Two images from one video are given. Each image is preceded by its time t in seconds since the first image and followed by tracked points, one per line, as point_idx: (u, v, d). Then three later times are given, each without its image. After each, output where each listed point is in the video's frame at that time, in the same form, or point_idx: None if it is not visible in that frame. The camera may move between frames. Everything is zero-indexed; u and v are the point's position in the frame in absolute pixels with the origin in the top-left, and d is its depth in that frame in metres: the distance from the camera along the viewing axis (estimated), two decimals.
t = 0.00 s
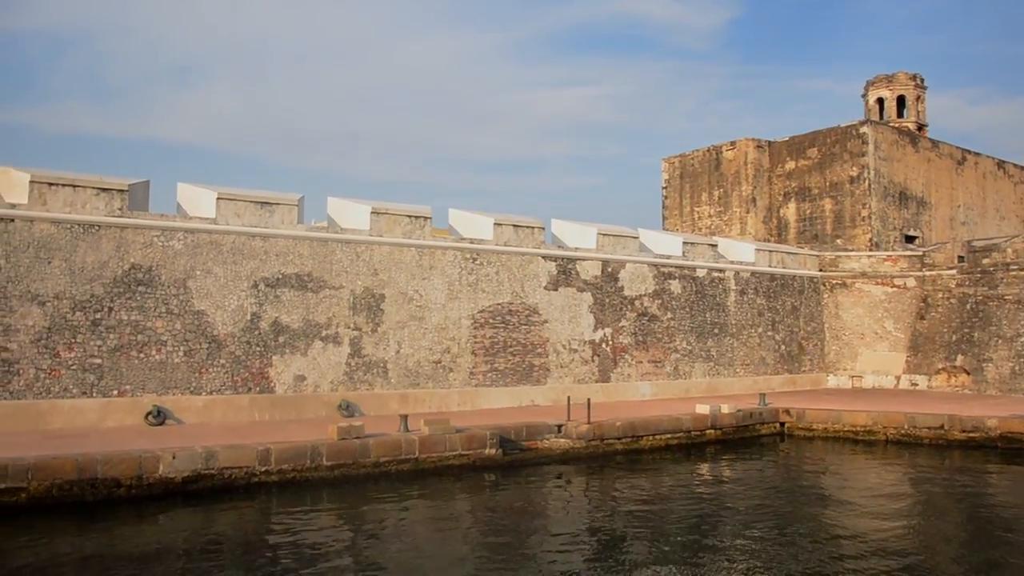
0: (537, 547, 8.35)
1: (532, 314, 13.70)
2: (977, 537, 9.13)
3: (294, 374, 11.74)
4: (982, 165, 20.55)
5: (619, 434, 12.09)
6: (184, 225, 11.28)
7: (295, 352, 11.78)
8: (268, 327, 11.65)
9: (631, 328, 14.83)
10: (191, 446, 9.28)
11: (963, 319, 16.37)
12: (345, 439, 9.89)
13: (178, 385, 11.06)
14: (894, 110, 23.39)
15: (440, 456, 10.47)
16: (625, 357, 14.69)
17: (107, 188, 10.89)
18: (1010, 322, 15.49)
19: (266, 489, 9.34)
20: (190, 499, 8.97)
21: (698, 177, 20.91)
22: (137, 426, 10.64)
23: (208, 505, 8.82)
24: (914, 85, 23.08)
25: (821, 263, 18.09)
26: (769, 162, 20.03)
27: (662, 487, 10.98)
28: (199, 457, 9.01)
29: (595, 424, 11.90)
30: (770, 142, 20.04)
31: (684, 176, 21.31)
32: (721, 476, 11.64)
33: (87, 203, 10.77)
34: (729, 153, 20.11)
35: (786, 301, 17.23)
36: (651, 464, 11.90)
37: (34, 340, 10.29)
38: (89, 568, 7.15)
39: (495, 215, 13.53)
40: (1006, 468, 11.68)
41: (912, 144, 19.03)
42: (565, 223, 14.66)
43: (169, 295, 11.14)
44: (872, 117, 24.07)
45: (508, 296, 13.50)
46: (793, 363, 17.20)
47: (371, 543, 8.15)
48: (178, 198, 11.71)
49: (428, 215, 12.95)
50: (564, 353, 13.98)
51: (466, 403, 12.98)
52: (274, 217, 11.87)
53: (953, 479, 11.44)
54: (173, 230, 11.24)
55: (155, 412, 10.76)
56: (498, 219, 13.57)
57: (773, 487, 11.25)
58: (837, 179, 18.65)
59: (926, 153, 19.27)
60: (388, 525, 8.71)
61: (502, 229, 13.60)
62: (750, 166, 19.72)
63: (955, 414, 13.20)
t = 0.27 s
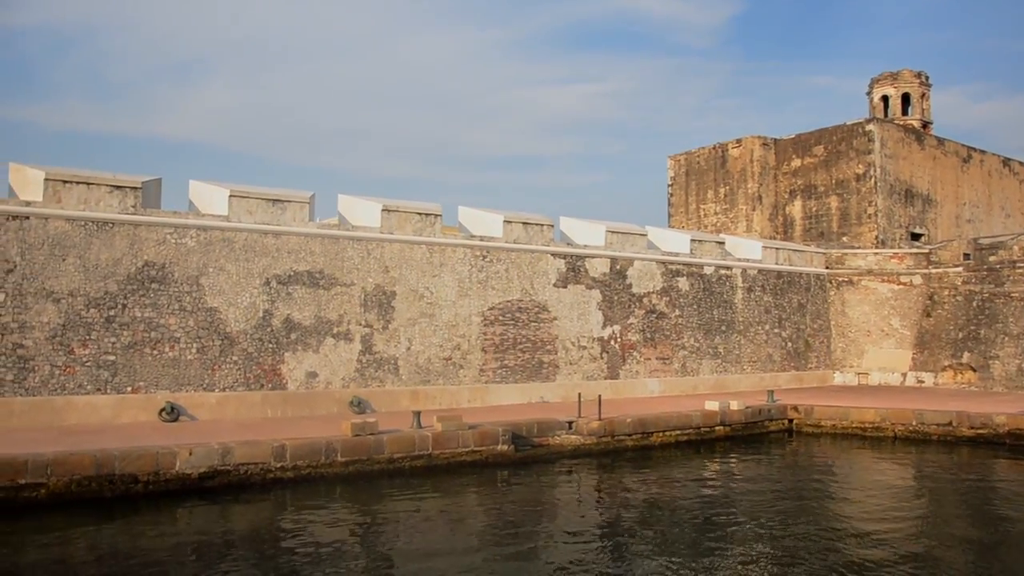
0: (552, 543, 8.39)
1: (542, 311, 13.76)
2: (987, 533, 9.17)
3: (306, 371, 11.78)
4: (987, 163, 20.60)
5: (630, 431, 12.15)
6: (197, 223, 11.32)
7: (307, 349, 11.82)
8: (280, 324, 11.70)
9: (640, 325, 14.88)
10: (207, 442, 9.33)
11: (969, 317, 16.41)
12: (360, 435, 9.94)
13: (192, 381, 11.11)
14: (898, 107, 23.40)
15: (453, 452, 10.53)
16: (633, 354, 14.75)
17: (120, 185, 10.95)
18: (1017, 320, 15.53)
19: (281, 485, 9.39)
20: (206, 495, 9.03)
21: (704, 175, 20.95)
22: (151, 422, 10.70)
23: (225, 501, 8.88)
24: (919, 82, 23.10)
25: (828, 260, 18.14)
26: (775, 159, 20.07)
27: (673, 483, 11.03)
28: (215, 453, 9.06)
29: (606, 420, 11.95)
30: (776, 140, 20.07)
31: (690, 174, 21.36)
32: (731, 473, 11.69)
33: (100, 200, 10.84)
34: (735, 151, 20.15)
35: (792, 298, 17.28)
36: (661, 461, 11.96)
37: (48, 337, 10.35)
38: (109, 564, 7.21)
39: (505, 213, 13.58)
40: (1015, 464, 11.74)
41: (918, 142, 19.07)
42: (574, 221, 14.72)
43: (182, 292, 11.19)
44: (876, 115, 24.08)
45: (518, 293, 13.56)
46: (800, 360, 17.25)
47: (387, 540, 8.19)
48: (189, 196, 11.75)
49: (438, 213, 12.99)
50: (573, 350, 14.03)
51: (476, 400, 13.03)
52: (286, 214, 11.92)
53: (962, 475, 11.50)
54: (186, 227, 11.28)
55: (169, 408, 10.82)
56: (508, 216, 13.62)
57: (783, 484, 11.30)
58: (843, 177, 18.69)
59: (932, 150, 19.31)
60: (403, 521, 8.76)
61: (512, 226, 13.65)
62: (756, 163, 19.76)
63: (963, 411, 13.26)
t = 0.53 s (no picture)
0: (567, 540, 8.45)
1: (552, 308, 13.83)
2: (1000, 530, 9.22)
3: (319, 368, 11.83)
4: (993, 160, 20.67)
5: (642, 428, 12.23)
6: (211, 221, 11.37)
7: (321, 347, 11.87)
8: (293, 322, 11.75)
9: (649, 322, 14.95)
10: (225, 440, 9.38)
11: (976, 314, 16.45)
12: (375, 433, 10.00)
13: (206, 379, 11.16)
14: (903, 105, 23.41)
15: (468, 449, 10.60)
16: (642, 351, 14.82)
17: (135, 184, 11.03)
18: None
19: (298, 483, 9.45)
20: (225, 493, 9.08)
21: (710, 173, 21.01)
22: (166, 420, 10.77)
23: (243, 499, 8.93)
24: (924, 80, 23.11)
25: (835, 258, 18.19)
26: (781, 157, 20.13)
27: (686, 480, 11.09)
28: (233, 451, 9.11)
29: (618, 417, 12.02)
30: (782, 138, 20.12)
31: (696, 172, 21.43)
32: (742, 469, 11.75)
33: (116, 199, 10.92)
34: (741, 149, 20.20)
35: (799, 296, 17.33)
36: (673, 458, 12.03)
37: (65, 336, 10.45)
38: (132, 561, 7.27)
39: (515, 211, 13.64)
40: None
41: (925, 139, 19.11)
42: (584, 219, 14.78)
43: (197, 291, 11.25)
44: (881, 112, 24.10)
45: (529, 291, 13.62)
46: (807, 357, 17.31)
47: (404, 537, 8.24)
48: (203, 195, 11.80)
49: (450, 211, 13.03)
50: (583, 348, 14.10)
51: (487, 397, 13.09)
52: (298, 213, 11.96)
53: (972, 472, 11.56)
54: (200, 226, 11.34)
55: (184, 406, 10.87)
56: (518, 215, 13.68)
57: (794, 481, 11.36)
58: (849, 175, 18.74)
59: (938, 148, 19.36)
60: (421, 518, 8.81)
61: (523, 225, 13.72)
62: (762, 161, 19.81)
63: (973, 408, 13.33)
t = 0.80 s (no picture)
0: (582, 540, 8.49)
1: (562, 308, 13.88)
2: (1012, 528, 9.26)
3: (331, 368, 11.88)
4: (998, 159, 20.72)
5: (653, 426, 12.29)
6: (223, 222, 11.42)
7: (333, 347, 11.92)
8: (306, 322, 11.79)
9: (657, 322, 15.01)
10: (240, 439, 9.43)
11: (983, 313, 16.48)
12: (389, 432, 10.05)
13: (219, 379, 11.21)
14: (908, 104, 23.42)
15: (481, 448, 10.66)
16: (651, 350, 14.88)
17: (148, 185, 11.09)
18: None
19: (314, 482, 9.49)
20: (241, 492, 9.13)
21: (715, 172, 21.06)
22: (180, 420, 10.82)
23: (259, 498, 8.98)
24: (928, 79, 23.11)
25: (841, 257, 18.23)
26: (787, 157, 20.17)
27: (697, 479, 11.14)
28: (249, 450, 9.16)
29: (629, 416, 12.07)
30: (788, 137, 20.17)
31: (702, 172, 21.47)
32: (753, 468, 11.80)
33: (129, 200, 10.98)
34: (747, 148, 20.25)
35: (806, 295, 17.39)
36: (683, 457, 12.08)
37: (80, 336, 10.52)
38: (152, 559, 7.33)
39: (525, 211, 13.69)
40: None
41: (930, 139, 19.16)
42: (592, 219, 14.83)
43: (210, 291, 11.29)
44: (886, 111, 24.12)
45: (538, 291, 13.68)
46: (814, 356, 17.36)
47: (420, 536, 8.28)
48: (215, 195, 11.85)
49: (460, 211, 13.08)
50: (592, 347, 14.15)
51: (497, 396, 13.14)
52: (310, 213, 12.01)
53: (982, 470, 11.60)
54: (213, 227, 11.38)
55: (198, 406, 10.92)
56: (528, 215, 13.74)
57: (805, 479, 11.40)
58: (855, 174, 18.79)
59: (944, 147, 19.40)
60: (436, 517, 8.86)
61: (532, 224, 13.77)
62: (768, 161, 19.86)
63: (981, 406, 13.38)
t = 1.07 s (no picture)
0: (595, 541, 8.51)
1: (570, 309, 13.94)
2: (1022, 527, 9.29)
3: (342, 369, 11.92)
4: (1002, 160, 20.78)
5: (662, 427, 12.34)
6: (235, 224, 11.47)
7: (344, 348, 11.96)
8: (317, 324, 11.83)
9: (665, 322, 15.07)
10: (255, 440, 9.48)
11: (989, 313, 16.51)
12: (402, 433, 10.10)
13: (232, 380, 11.26)
14: (912, 105, 23.47)
15: (493, 449, 10.70)
16: (659, 351, 14.94)
17: (161, 187, 11.14)
18: None
19: (328, 482, 9.54)
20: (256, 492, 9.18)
21: (721, 173, 21.12)
22: (193, 421, 10.87)
23: (275, 498, 9.03)
24: (932, 80, 23.13)
25: (847, 258, 18.28)
26: (792, 158, 20.23)
27: (707, 479, 11.19)
28: (264, 451, 9.21)
29: (639, 417, 12.13)
30: (793, 138, 20.23)
31: (707, 173, 21.54)
32: (762, 469, 11.85)
33: (142, 202, 11.04)
34: (752, 149, 20.30)
35: (812, 296, 17.44)
36: (693, 457, 12.12)
37: (94, 338, 10.59)
38: (170, 559, 7.37)
39: (534, 213, 13.75)
40: None
41: (935, 139, 19.21)
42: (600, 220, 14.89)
43: (222, 292, 11.34)
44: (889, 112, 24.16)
45: (547, 292, 13.73)
46: (820, 356, 17.42)
47: (434, 538, 8.31)
48: (227, 197, 11.90)
49: (469, 213, 13.13)
50: (601, 348, 14.21)
51: (507, 397, 13.19)
52: (321, 215, 12.06)
53: (991, 470, 11.63)
54: (225, 229, 11.43)
55: (211, 407, 10.97)
56: (536, 216, 13.79)
57: (815, 479, 11.44)
58: (860, 175, 18.84)
59: (949, 148, 19.45)
60: (450, 518, 8.90)
61: (541, 226, 13.82)
62: (773, 162, 19.92)
63: (989, 406, 13.42)
